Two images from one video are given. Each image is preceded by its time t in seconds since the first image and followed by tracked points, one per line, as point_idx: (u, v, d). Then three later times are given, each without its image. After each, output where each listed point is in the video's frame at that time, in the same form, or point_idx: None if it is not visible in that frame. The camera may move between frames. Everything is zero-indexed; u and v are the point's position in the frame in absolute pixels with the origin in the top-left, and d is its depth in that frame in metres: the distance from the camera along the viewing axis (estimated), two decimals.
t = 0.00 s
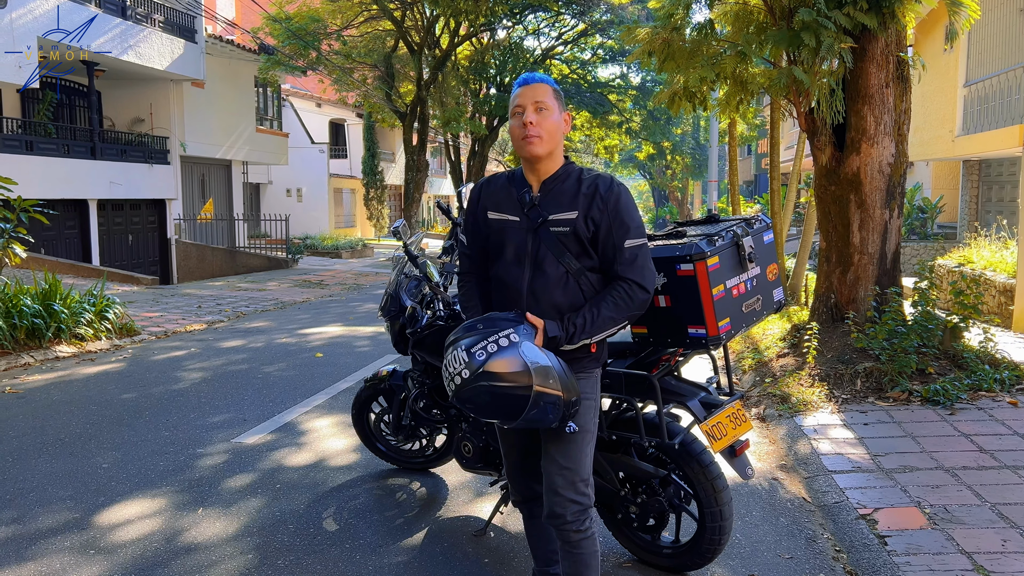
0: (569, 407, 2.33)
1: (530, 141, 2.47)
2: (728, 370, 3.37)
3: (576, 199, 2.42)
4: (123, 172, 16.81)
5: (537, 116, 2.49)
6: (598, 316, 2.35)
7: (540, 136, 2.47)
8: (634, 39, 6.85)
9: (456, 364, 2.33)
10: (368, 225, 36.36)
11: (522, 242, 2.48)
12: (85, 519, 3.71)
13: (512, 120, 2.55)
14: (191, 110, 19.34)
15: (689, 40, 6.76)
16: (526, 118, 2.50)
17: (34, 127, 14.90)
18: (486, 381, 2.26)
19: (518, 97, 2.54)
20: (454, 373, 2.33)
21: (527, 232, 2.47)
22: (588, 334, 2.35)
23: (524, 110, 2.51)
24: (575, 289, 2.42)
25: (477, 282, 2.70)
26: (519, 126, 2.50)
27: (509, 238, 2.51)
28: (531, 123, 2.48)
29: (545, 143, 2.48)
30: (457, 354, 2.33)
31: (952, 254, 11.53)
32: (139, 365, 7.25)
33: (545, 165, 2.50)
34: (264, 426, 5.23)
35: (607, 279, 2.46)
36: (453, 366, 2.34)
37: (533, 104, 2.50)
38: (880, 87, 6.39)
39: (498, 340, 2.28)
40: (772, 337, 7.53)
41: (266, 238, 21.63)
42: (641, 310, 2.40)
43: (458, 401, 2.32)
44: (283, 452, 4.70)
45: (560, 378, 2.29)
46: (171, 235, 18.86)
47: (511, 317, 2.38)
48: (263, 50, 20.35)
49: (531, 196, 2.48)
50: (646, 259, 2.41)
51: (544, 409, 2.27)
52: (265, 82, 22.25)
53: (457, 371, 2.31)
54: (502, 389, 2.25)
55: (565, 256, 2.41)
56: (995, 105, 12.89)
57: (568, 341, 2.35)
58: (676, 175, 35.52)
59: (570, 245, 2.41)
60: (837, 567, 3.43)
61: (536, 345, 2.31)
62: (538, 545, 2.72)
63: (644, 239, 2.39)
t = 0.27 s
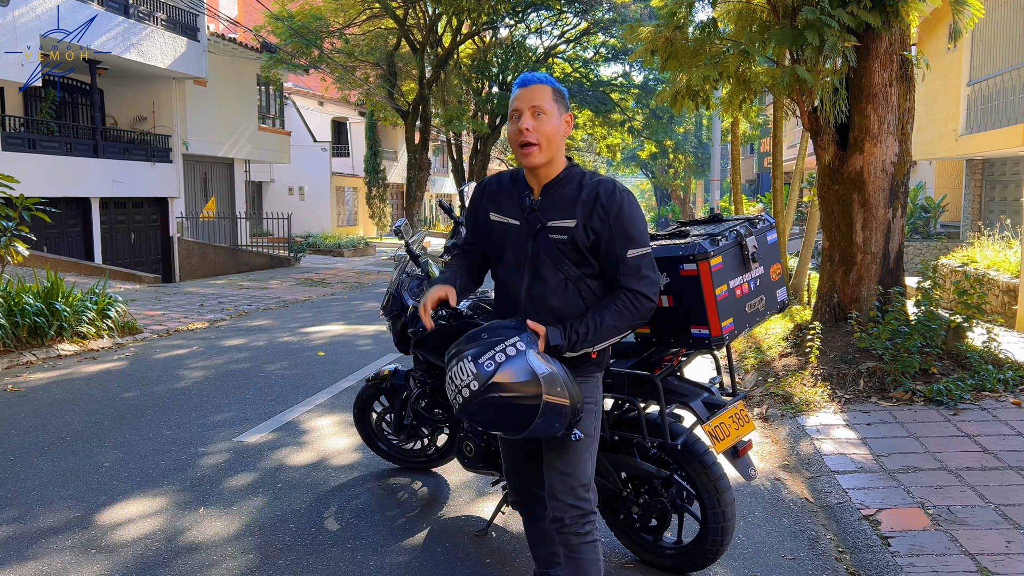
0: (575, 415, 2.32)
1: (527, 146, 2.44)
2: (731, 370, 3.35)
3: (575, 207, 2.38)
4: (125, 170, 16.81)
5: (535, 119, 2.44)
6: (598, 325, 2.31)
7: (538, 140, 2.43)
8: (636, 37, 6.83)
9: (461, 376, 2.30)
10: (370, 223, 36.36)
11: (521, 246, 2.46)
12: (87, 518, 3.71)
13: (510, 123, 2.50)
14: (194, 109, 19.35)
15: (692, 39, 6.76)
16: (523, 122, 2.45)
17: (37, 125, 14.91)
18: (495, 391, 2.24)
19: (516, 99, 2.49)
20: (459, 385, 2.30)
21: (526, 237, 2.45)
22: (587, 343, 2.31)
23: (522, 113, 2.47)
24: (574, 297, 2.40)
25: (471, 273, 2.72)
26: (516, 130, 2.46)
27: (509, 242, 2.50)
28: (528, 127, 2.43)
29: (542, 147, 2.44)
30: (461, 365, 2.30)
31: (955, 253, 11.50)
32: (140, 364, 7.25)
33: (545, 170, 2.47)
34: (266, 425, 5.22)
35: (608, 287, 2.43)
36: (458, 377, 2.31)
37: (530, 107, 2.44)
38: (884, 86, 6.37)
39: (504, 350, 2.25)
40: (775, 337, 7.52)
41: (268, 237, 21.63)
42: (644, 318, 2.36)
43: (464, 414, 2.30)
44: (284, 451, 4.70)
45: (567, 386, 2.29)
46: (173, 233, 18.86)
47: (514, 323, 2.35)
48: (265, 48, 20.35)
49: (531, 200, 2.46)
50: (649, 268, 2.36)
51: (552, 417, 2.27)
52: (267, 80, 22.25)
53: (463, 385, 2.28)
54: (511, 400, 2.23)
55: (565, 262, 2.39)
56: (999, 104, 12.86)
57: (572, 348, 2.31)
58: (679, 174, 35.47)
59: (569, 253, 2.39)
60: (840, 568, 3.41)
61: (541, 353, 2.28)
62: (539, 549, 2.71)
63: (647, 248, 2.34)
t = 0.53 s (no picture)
0: (586, 438, 2.28)
1: (529, 151, 2.38)
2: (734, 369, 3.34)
3: (580, 216, 2.33)
4: (127, 169, 16.81)
5: (539, 123, 2.37)
6: (601, 343, 2.26)
7: (541, 145, 2.36)
8: (639, 36, 6.80)
9: (461, 413, 2.26)
10: (371, 222, 36.34)
11: (523, 253, 2.43)
12: (88, 517, 3.70)
13: (513, 125, 2.43)
14: (195, 107, 19.34)
15: (694, 37, 6.73)
16: (526, 124, 2.38)
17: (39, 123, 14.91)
18: (497, 426, 2.20)
19: (520, 100, 2.42)
20: (462, 424, 2.26)
21: (529, 244, 2.42)
22: (589, 361, 2.26)
23: (525, 116, 2.40)
24: (576, 308, 2.37)
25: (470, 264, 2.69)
26: (519, 133, 2.39)
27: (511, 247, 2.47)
28: (530, 132, 2.37)
29: (545, 153, 2.37)
30: (462, 404, 2.26)
31: (958, 252, 11.48)
32: (142, 362, 7.25)
33: (549, 176, 2.41)
34: (267, 423, 5.22)
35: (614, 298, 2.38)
36: (459, 415, 2.27)
37: (535, 109, 2.37)
38: (887, 85, 6.35)
39: (502, 380, 2.21)
40: (777, 336, 7.50)
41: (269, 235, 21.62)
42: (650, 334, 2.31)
43: (470, 453, 2.26)
44: (286, 450, 4.70)
45: (573, 411, 2.24)
46: (175, 231, 18.86)
47: (514, 350, 2.31)
48: (267, 46, 20.33)
49: (534, 207, 2.41)
50: (656, 283, 2.30)
51: (560, 444, 2.23)
52: (269, 79, 22.23)
53: (465, 422, 2.25)
54: (515, 433, 2.19)
55: (568, 273, 2.35)
56: (1002, 103, 12.82)
57: (576, 368, 2.26)
58: (680, 172, 35.41)
59: (572, 264, 2.35)
60: (842, 569, 3.40)
61: (543, 379, 2.24)
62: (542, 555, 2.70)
63: (654, 263, 2.29)
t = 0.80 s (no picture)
0: (588, 455, 2.13)
1: (535, 156, 2.20)
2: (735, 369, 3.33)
3: (594, 223, 2.18)
4: (127, 167, 16.81)
5: (546, 124, 2.19)
6: (615, 356, 2.13)
7: (549, 149, 2.19)
8: (640, 35, 6.79)
9: (456, 422, 2.15)
10: (371, 220, 36.36)
11: (529, 260, 2.26)
12: (87, 516, 3.70)
13: (518, 126, 2.25)
14: (196, 105, 19.33)
15: (695, 36, 6.72)
16: (532, 126, 2.20)
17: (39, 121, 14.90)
18: (491, 436, 2.06)
19: (525, 99, 2.24)
20: (456, 434, 2.14)
21: (536, 252, 2.25)
22: (600, 375, 2.14)
23: (531, 116, 2.22)
24: (587, 317, 2.23)
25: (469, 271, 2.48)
26: (524, 134, 2.21)
27: (517, 254, 2.29)
28: (537, 134, 2.19)
29: (554, 156, 2.19)
30: (456, 413, 2.15)
31: (958, 252, 11.49)
32: (142, 360, 7.25)
33: (558, 180, 2.24)
34: (267, 422, 5.21)
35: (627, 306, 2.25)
36: (454, 425, 2.15)
37: (541, 110, 2.19)
38: (888, 84, 6.34)
39: (498, 389, 2.09)
40: (778, 335, 7.50)
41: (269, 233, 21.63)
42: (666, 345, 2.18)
43: (463, 465, 2.13)
44: (285, 449, 4.68)
45: (574, 426, 2.10)
46: (175, 230, 18.85)
47: (517, 361, 2.19)
48: (268, 44, 20.31)
49: (542, 211, 2.24)
50: (673, 292, 2.16)
51: (558, 460, 2.08)
52: (269, 77, 22.21)
53: (459, 431, 2.13)
54: (509, 444, 2.06)
55: (579, 282, 2.20)
56: (1003, 103, 12.82)
57: (585, 380, 2.14)
58: (681, 171, 35.41)
59: (583, 273, 2.20)
60: (843, 569, 3.40)
61: (544, 391, 2.11)
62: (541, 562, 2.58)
63: (671, 271, 2.15)
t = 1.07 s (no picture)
0: (598, 474, 2.05)
1: (542, 153, 2.11)
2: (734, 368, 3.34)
3: (604, 225, 2.09)
4: (126, 165, 16.79)
5: (555, 120, 2.10)
6: (625, 368, 2.05)
7: (558, 147, 2.10)
8: (640, 34, 6.78)
9: (459, 443, 2.07)
10: (371, 219, 36.34)
11: (533, 262, 2.17)
12: (86, 515, 3.69)
13: (525, 121, 2.15)
14: (195, 103, 19.30)
15: (695, 36, 6.71)
16: (540, 121, 2.11)
17: (38, 119, 14.89)
18: (494, 457, 1.99)
19: (533, 92, 2.14)
20: (459, 456, 2.06)
21: (542, 253, 2.16)
22: (609, 386, 2.05)
23: (539, 111, 2.12)
24: (594, 323, 2.14)
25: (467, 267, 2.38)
26: (530, 131, 2.12)
27: (520, 253, 2.20)
28: (545, 130, 2.09)
29: (563, 154, 2.10)
30: (460, 432, 2.07)
31: (957, 252, 11.50)
32: (141, 359, 7.25)
33: (566, 179, 2.14)
34: (266, 421, 5.21)
35: (635, 313, 2.17)
36: (456, 446, 2.07)
37: (551, 104, 2.10)
38: (887, 83, 6.33)
39: (501, 410, 2.01)
40: (777, 335, 7.50)
41: (269, 232, 21.61)
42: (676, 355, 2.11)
43: (469, 486, 2.06)
44: (284, 448, 4.68)
45: (583, 444, 2.02)
46: (174, 228, 18.84)
47: (522, 376, 2.11)
48: (267, 43, 20.28)
49: (549, 211, 2.15)
50: (685, 299, 2.09)
51: (564, 481, 2.00)
52: (268, 75, 22.19)
53: (461, 452, 2.05)
54: (513, 466, 1.98)
55: (587, 287, 2.11)
56: (1002, 103, 12.81)
57: (592, 395, 2.05)
58: (680, 171, 35.41)
59: (591, 277, 2.11)
60: (842, 569, 3.40)
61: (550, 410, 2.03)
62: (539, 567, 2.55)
63: (684, 278, 2.08)
